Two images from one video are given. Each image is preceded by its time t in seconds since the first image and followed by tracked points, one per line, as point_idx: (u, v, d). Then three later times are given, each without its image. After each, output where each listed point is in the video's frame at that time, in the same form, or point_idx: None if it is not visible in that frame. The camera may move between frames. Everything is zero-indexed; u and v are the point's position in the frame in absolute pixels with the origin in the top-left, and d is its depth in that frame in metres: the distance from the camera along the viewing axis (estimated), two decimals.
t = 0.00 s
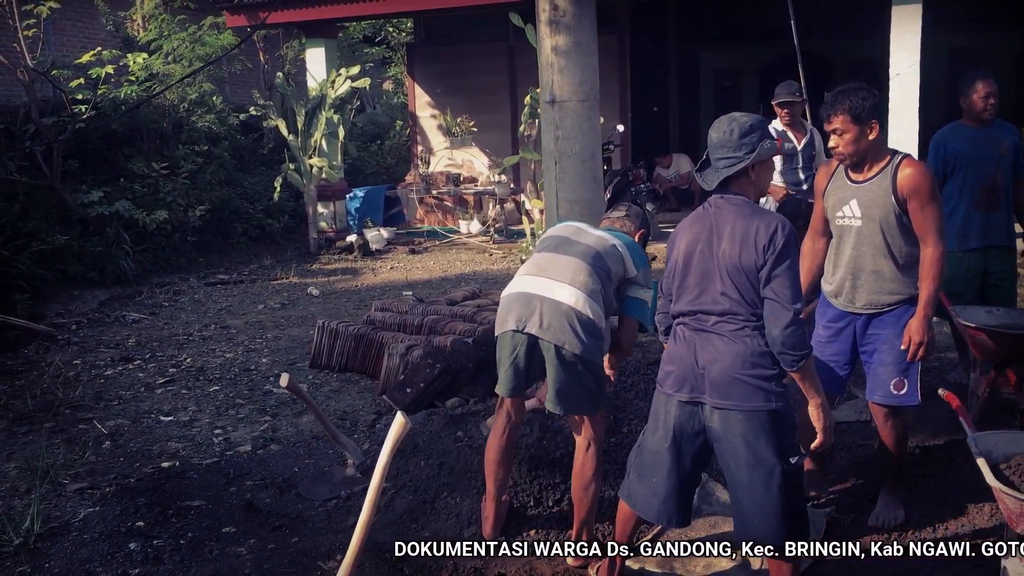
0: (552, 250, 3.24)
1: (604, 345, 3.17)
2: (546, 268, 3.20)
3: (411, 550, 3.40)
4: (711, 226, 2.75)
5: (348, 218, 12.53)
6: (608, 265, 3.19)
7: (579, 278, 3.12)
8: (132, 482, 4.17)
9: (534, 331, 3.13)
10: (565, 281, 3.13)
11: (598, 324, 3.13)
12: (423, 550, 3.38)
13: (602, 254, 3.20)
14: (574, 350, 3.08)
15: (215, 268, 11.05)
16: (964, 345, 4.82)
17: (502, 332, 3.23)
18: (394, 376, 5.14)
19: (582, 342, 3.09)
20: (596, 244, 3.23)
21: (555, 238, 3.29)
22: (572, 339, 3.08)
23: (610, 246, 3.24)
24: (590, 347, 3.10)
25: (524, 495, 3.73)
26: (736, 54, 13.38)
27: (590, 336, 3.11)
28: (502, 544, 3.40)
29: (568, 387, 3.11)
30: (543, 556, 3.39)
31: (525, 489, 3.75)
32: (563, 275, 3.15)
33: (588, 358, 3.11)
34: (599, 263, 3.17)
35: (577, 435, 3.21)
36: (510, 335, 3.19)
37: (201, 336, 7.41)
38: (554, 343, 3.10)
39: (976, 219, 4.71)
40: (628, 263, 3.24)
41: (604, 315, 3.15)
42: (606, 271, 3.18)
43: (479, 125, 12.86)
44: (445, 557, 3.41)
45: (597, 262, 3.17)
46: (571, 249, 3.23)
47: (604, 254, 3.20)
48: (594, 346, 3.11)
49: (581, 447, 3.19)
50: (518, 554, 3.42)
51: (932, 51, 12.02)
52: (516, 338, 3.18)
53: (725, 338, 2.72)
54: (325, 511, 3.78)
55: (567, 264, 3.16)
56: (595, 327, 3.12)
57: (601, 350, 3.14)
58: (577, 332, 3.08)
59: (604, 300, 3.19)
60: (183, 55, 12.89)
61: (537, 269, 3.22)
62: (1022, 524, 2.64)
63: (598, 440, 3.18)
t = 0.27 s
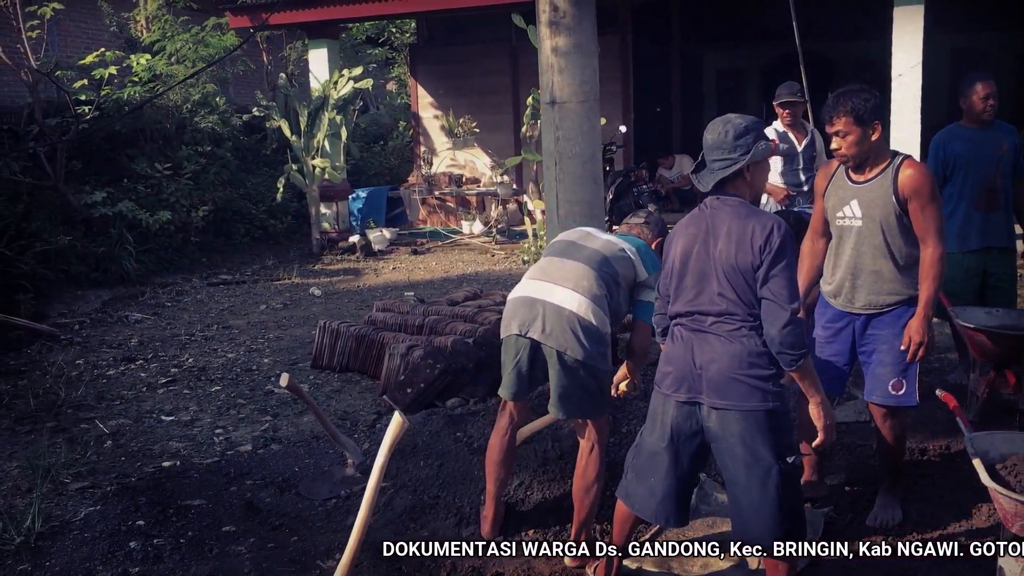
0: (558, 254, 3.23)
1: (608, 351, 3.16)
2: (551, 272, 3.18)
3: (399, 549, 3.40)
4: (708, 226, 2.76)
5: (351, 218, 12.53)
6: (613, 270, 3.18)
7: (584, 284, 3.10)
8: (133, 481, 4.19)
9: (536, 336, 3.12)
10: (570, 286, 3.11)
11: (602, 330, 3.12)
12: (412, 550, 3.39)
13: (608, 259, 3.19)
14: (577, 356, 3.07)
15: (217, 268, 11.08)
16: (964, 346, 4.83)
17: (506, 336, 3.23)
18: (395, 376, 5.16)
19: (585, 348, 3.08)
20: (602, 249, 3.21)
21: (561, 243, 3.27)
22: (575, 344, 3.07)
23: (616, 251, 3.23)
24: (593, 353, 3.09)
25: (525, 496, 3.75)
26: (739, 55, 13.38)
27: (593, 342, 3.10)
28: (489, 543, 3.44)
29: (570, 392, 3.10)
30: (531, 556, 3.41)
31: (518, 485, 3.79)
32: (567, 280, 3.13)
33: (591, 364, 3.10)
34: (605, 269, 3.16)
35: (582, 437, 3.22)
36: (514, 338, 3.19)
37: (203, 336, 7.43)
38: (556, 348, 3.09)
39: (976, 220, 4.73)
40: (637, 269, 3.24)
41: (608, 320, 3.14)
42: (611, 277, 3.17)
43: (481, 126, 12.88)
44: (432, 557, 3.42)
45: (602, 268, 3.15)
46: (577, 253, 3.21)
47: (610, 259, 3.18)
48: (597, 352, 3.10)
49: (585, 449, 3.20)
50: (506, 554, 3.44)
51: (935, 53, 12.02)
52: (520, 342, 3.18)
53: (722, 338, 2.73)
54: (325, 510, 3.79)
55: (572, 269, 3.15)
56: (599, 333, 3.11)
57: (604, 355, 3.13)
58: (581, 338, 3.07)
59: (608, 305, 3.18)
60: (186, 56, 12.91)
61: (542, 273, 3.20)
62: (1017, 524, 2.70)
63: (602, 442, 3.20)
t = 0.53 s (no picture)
0: (560, 257, 3.23)
1: (608, 354, 3.15)
2: (552, 275, 3.18)
3: (386, 549, 3.41)
4: (704, 228, 2.78)
5: (353, 219, 12.58)
6: (615, 273, 3.17)
7: (583, 286, 3.09)
8: (134, 481, 4.22)
9: (535, 338, 3.12)
10: (569, 289, 3.11)
11: (602, 334, 3.11)
12: (399, 551, 3.39)
13: (610, 262, 3.18)
14: (576, 360, 3.07)
15: (220, 269, 11.12)
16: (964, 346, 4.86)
17: (508, 337, 3.24)
18: (395, 376, 5.18)
19: (584, 351, 3.07)
20: (604, 252, 3.20)
21: (565, 246, 3.27)
22: (574, 348, 3.06)
23: (618, 254, 3.22)
24: (591, 357, 3.08)
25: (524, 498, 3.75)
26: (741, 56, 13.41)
27: (593, 346, 3.09)
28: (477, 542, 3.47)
29: (569, 395, 3.11)
30: (520, 556, 3.42)
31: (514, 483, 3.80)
32: (567, 283, 3.12)
33: (590, 367, 3.10)
34: (606, 273, 3.15)
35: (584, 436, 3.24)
36: (514, 340, 3.19)
37: (205, 336, 7.46)
38: (553, 351, 3.08)
39: (976, 222, 4.75)
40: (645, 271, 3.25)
41: (608, 324, 3.13)
42: (612, 280, 3.16)
43: (483, 127, 12.90)
44: (419, 556, 3.43)
45: (603, 271, 3.14)
46: (579, 256, 3.21)
47: (611, 263, 3.18)
48: (595, 355, 3.09)
49: (586, 447, 3.21)
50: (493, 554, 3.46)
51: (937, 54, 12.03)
52: (519, 344, 3.18)
53: (717, 338, 2.74)
54: (325, 510, 3.81)
55: (572, 272, 3.14)
56: (598, 337, 3.10)
57: (604, 359, 3.12)
58: (579, 342, 3.07)
59: (609, 309, 3.17)
60: (189, 58, 12.96)
61: (543, 275, 3.20)
62: (1011, 525, 2.77)
63: (603, 441, 3.21)
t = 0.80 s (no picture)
0: (552, 259, 3.25)
1: (598, 354, 3.13)
2: (543, 274, 3.20)
3: (374, 549, 3.44)
4: (700, 229, 2.80)
5: (355, 221, 12.62)
6: (605, 271, 3.17)
7: (570, 285, 3.10)
8: (135, 481, 4.24)
9: (523, 337, 3.14)
10: (557, 288, 3.12)
11: (590, 333, 3.10)
12: (386, 551, 3.42)
13: (601, 262, 3.18)
14: (563, 357, 3.07)
15: (222, 270, 11.14)
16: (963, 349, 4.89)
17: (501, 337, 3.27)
18: (395, 377, 5.20)
19: (572, 350, 3.07)
20: (596, 252, 3.21)
21: (558, 248, 3.30)
22: (560, 346, 3.06)
23: (611, 254, 3.22)
24: (579, 355, 3.08)
25: (517, 498, 3.76)
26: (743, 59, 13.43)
27: (580, 344, 3.08)
28: (464, 543, 3.44)
29: (557, 394, 3.10)
30: (510, 556, 3.44)
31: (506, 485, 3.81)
32: (554, 282, 3.14)
33: (577, 366, 3.09)
34: (596, 272, 3.15)
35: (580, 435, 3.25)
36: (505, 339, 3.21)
37: (206, 338, 7.49)
38: (540, 349, 3.09)
39: (974, 223, 4.77)
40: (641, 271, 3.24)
41: (597, 323, 3.13)
42: (602, 280, 3.16)
43: (485, 129, 12.93)
44: (408, 556, 3.45)
45: (592, 271, 3.15)
46: (571, 256, 3.23)
47: (602, 262, 3.18)
48: (582, 353, 3.08)
49: (583, 448, 3.22)
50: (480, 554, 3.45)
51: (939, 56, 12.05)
52: (510, 343, 3.20)
53: (714, 340, 2.76)
54: (324, 510, 3.83)
55: (562, 271, 3.15)
56: (586, 336, 3.09)
57: (592, 358, 3.11)
58: (566, 340, 3.07)
59: (600, 308, 3.17)
60: (191, 60, 13.00)
61: (534, 275, 3.22)
62: (1006, 526, 2.83)
63: (600, 441, 3.21)
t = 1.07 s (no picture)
0: (538, 259, 3.29)
1: (576, 354, 3.14)
2: (525, 274, 3.23)
3: (362, 550, 3.45)
4: (693, 231, 2.81)
5: (354, 222, 12.64)
6: (586, 273, 3.19)
7: (549, 285, 3.13)
8: (132, 482, 4.25)
9: (500, 334, 3.16)
10: (536, 286, 3.15)
11: (567, 331, 3.11)
12: (374, 551, 3.45)
13: (582, 263, 3.20)
14: (537, 355, 3.09)
15: (222, 272, 11.16)
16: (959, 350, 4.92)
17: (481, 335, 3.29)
18: (393, 378, 5.22)
19: (547, 347, 3.09)
20: (578, 253, 3.24)
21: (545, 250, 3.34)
22: (535, 343, 3.08)
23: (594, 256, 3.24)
24: (554, 354, 3.09)
25: (511, 498, 3.78)
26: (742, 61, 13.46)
27: (556, 343, 3.10)
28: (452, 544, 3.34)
29: (532, 391, 3.12)
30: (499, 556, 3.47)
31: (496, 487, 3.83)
32: (534, 281, 3.17)
33: (553, 364, 3.10)
34: (575, 272, 3.17)
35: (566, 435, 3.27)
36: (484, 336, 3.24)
37: (205, 339, 7.51)
38: (516, 345, 3.11)
39: (969, 226, 4.80)
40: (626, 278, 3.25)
41: (575, 322, 3.14)
42: (582, 281, 3.17)
43: (484, 131, 12.95)
44: (400, 557, 3.48)
45: (572, 271, 3.17)
46: (553, 258, 3.26)
47: (585, 263, 3.21)
48: (556, 351, 3.09)
49: (569, 448, 3.25)
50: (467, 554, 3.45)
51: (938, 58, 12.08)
52: (489, 340, 3.22)
53: (706, 341, 2.77)
54: (320, 511, 3.85)
55: (542, 270, 3.18)
56: (562, 334, 3.11)
57: (569, 357, 3.11)
58: (541, 338, 3.09)
59: (580, 309, 3.17)
60: (191, 62, 13.02)
61: (517, 274, 3.26)
62: (997, 526, 2.87)
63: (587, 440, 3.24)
